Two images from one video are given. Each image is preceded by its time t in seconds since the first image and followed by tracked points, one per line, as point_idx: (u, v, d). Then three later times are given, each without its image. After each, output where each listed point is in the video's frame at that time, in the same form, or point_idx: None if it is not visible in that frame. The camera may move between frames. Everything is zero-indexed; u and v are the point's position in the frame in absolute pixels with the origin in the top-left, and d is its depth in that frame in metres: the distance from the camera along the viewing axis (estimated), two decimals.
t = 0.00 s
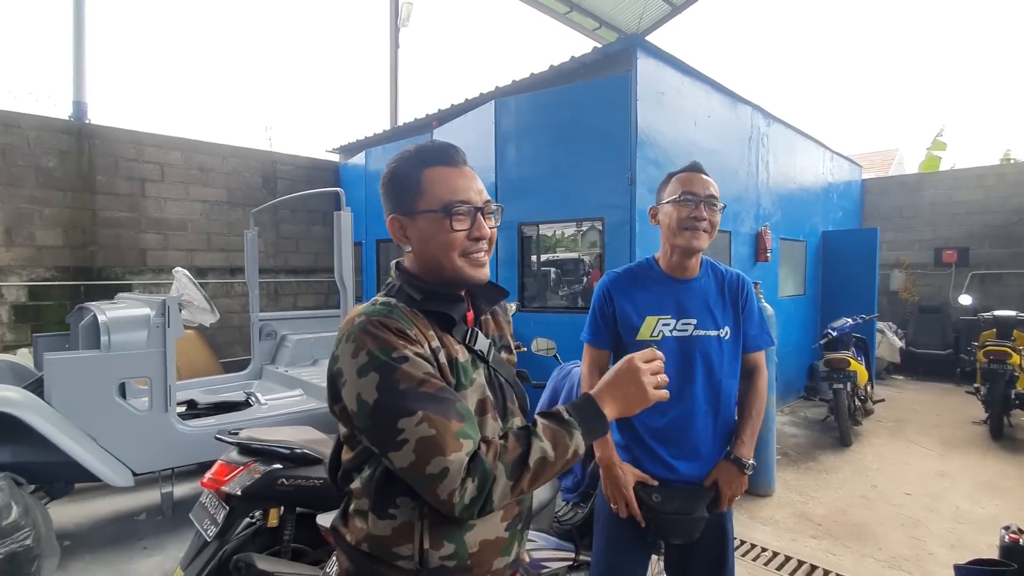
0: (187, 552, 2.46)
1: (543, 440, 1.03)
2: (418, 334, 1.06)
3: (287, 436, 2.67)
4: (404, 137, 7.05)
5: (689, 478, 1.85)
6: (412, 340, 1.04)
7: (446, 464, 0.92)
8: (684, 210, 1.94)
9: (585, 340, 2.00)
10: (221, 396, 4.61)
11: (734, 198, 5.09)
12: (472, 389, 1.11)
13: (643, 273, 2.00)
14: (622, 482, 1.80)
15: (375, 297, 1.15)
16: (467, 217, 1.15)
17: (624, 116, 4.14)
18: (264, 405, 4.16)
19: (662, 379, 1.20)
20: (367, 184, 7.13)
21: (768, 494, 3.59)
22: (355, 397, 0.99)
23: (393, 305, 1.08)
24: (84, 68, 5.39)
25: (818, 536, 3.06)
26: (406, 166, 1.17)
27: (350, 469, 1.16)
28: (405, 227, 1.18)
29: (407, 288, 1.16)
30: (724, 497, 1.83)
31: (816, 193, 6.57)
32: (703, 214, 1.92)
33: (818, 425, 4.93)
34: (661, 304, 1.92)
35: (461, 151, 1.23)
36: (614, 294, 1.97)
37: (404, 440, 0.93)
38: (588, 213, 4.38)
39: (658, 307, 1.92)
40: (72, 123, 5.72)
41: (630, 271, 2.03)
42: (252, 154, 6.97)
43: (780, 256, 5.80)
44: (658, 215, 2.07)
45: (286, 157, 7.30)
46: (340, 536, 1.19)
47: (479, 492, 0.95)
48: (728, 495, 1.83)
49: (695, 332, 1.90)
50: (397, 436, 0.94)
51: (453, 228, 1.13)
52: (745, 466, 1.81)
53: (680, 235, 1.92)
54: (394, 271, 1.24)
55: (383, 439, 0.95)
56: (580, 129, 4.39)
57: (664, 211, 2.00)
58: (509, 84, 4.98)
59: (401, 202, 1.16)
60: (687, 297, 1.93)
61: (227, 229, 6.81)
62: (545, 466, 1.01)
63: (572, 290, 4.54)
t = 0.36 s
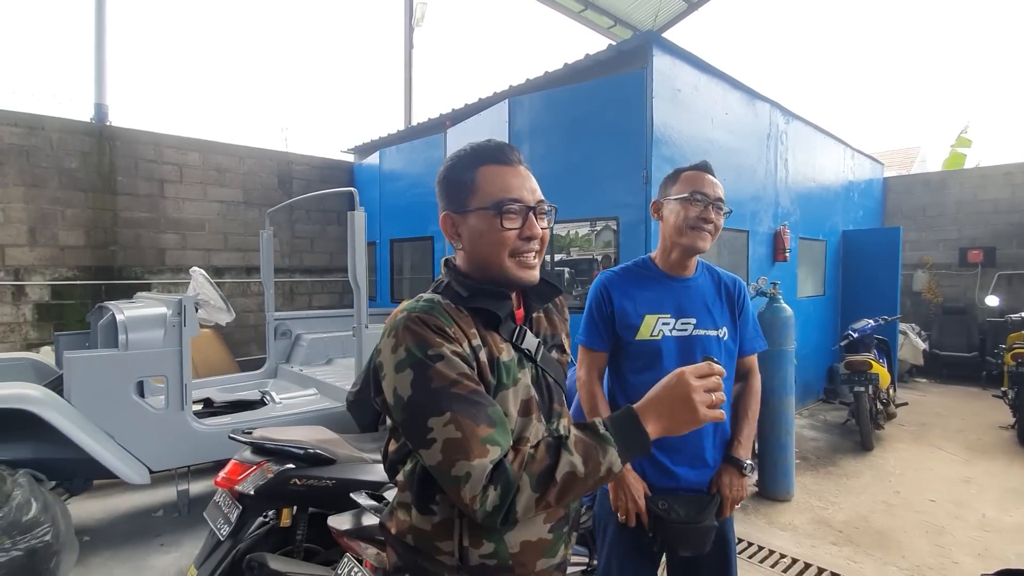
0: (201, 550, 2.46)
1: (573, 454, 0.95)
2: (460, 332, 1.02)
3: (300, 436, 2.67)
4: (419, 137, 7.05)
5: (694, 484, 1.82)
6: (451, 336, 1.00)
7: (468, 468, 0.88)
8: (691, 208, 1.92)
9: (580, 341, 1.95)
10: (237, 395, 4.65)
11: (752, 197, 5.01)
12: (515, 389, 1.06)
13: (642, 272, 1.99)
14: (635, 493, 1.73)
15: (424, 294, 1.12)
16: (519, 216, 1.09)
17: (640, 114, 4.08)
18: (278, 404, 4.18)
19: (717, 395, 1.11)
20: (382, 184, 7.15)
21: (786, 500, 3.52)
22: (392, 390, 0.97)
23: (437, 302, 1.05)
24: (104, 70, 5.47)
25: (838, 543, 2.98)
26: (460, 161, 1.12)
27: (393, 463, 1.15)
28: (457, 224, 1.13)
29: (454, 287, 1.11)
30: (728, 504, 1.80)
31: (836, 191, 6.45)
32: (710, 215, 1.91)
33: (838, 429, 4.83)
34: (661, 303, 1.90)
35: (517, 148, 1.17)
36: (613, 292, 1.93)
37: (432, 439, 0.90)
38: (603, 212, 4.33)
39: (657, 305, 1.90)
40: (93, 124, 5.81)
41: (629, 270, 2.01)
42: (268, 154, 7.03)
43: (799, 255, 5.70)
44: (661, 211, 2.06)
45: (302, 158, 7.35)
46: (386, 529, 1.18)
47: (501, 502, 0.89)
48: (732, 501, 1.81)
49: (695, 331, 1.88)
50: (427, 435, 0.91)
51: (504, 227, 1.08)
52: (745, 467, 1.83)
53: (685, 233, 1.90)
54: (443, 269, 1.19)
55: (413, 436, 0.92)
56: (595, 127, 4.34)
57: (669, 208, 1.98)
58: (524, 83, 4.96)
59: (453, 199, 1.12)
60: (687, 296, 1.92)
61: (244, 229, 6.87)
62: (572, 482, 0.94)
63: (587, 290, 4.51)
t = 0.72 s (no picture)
0: (209, 548, 2.50)
1: (602, 463, 0.94)
2: (488, 325, 0.99)
3: (308, 434, 2.67)
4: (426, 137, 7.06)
5: (693, 490, 1.81)
6: (479, 328, 0.97)
7: (494, 471, 0.85)
8: (687, 209, 1.93)
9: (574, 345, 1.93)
10: (244, 394, 4.67)
11: (759, 197, 4.98)
12: (537, 384, 1.05)
13: (634, 271, 1.99)
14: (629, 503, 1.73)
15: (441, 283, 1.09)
16: (537, 200, 1.09)
17: (647, 114, 4.07)
18: (286, 403, 4.19)
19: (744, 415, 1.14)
20: (388, 183, 7.16)
21: (794, 501, 3.50)
22: (413, 382, 0.93)
23: (462, 290, 1.02)
24: (113, 71, 5.51)
25: (847, 545, 2.97)
26: (474, 149, 1.11)
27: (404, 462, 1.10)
28: (472, 212, 1.12)
29: (471, 274, 1.08)
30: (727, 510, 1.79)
31: (844, 191, 6.42)
32: (703, 217, 1.94)
33: (846, 430, 4.80)
34: (654, 301, 1.90)
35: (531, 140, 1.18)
36: (607, 291, 1.93)
37: (457, 436, 0.87)
38: (610, 212, 4.33)
39: (651, 303, 1.90)
40: (102, 124, 5.85)
41: (621, 270, 2.01)
42: (275, 154, 7.05)
43: (806, 255, 5.67)
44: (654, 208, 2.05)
45: (309, 158, 7.37)
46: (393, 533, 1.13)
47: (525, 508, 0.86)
48: (732, 508, 1.79)
49: (689, 328, 1.89)
50: (450, 432, 0.88)
51: (523, 210, 1.07)
52: (749, 478, 1.80)
53: (680, 234, 1.92)
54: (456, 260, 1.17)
55: (435, 431, 0.89)
56: (602, 127, 4.34)
57: (661, 208, 1.98)
58: (531, 82, 4.96)
59: (470, 184, 1.10)
60: (680, 293, 1.93)
61: (251, 228, 6.90)
62: (599, 493, 0.93)
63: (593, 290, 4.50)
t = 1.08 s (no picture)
0: (216, 544, 2.54)
1: (572, 525, 0.81)
2: (465, 346, 0.89)
3: (312, 433, 2.69)
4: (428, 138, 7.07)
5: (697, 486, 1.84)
6: (456, 350, 0.87)
7: (445, 520, 0.75)
8: (684, 212, 1.95)
9: (575, 348, 1.93)
10: (247, 393, 4.70)
11: (760, 198, 4.99)
12: (521, 407, 0.95)
13: (631, 272, 2.02)
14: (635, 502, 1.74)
15: (426, 285, 1.00)
16: (543, 211, 1.03)
17: (649, 115, 4.08)
18: (288, 402, 4.21)
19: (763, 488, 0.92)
20: (390, 184, 7.18)
21: (795, 501, 3.51)
22: (374, 406, 0.84)
23: (442, 304, 0.92)
24: (118, 71, 5.53)
25: (848, 544, 2.98)
26: (484, 137, 1.03)
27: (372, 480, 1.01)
28: (471, 206, 1.04)
29: (457, 279, 1.00)
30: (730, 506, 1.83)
31: (845, 192, 6.43)
32: (699, 221, 1.97)
33: (847, 431, 4.81)
34: (653, 301, 1.92)
35: (546, 133, 1.10)
36: (607, 293, 1.94)
37: (414, 473, 0.78)
38: (612, 213, 4.35)
39: (650, 303, 1.92)
40: (107, 125, 5.88)
41: (620, 271, 2.03)
42: (278, 154, 7.07)
43: (807, 257, 5.68)
44: (651, 210, 2.08)
45: (311, 158, 7.40)
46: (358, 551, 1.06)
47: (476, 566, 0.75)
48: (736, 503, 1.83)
49: (689, 326, 1.92)
50: (407, 466, 0.79)
51: (526, 221, 1.01)
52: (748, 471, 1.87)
53: (678, 236, 1.94)
54: (441, 255, 1.09)
55: (392, 461, 0.80)
56: (603, 128, 4.36)
57: (659, 209, 2.01)
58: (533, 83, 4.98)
59: (472, 178, 1.03)
60: (677, 292, 1.95)
61: (254, 228, 6.92)
62: (565, 558, 0.80)
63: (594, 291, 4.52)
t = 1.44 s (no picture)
0: (222, 540, 2.62)
1: None
2: (458, 374, 0.83)
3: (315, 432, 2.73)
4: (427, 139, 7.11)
5: (694, 480, 1.88)
6: (443, 378, 0.81)
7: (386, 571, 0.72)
8: (680, 216, 2.00)
9: (574, 346, 1.96)
10: (248, 392, 4.73)
11: (758, 199, 5.04)
12: (514, 429, 0.91)
13: (628, 273, 2.06)
14: (635, 495, 1.78)
15: (418, 295, 0.98)
16: (546, 215, 1.04)
17: (647, 118, 4.12)
18: (290, 401, 4.24)
19: None
20: (390, 184, 7.22)
21: (791, 499, 3.55)
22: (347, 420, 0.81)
23: (434, 321, 0.87)
24: (120, 72, 5.56)
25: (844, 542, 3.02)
26: (486, 135, 1.03)
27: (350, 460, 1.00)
28: (467, 205, 1.03)
29: (450, 284, 0.99)
30: (727, 498, 1.87)
31: (842, 194, 6.47)
32: (694, 224, 2.01)
33: (843, 430, 4.85)
34: (649, 300, 1.96)
35: (546, 125, 1.13)
36: (605, 292, 1.98)
37: (370, 507, 0.75)
38: (610, 215, 4.39)
39: (647, 303, 1.95)
40: (108, 126, 5.91)
41: (617, 272, 2.07)
42: (278, 155, 7.11)
43: (804, 258, 5.72)
44: (647, 212, 2.11)
45: (312, 159, 7.43)
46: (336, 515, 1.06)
47: None
48: (732, 496, 1.87)
49: (685, 325, 1.95)
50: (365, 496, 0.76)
51: (529, 225, 1.02)
52: (744, 464, 1.91)
53: (674, 239, 1.98)
54: (428, 255, 1.07)
55: (354, 484, 0.78)
56: (602, 131, 4.40)
57: (654, 212, 2.05)
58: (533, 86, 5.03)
59: (470, 178, 1.02)
60: (673, 292, 1.99)
61: (254, 229, 6.95)
62: None
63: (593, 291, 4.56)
